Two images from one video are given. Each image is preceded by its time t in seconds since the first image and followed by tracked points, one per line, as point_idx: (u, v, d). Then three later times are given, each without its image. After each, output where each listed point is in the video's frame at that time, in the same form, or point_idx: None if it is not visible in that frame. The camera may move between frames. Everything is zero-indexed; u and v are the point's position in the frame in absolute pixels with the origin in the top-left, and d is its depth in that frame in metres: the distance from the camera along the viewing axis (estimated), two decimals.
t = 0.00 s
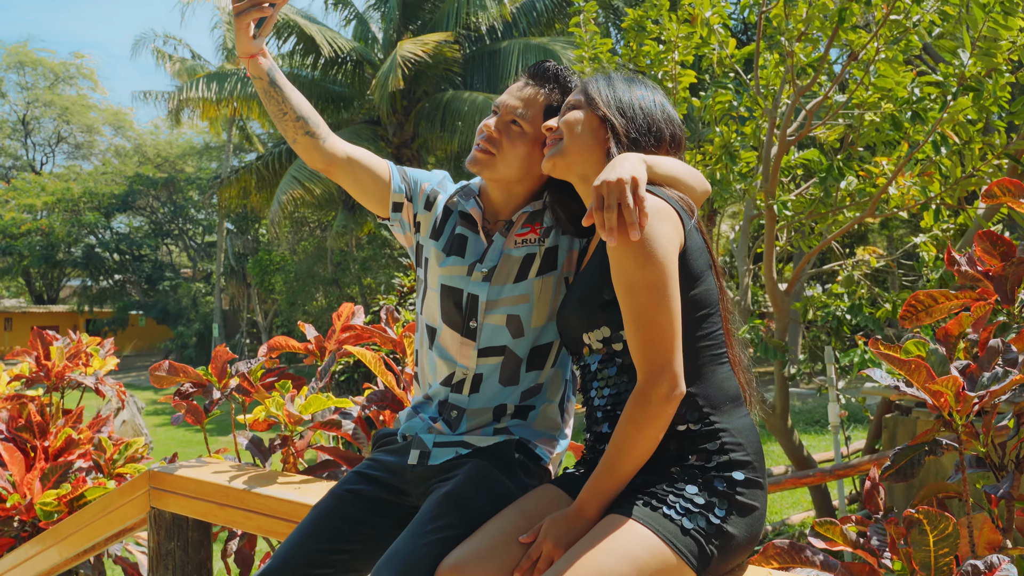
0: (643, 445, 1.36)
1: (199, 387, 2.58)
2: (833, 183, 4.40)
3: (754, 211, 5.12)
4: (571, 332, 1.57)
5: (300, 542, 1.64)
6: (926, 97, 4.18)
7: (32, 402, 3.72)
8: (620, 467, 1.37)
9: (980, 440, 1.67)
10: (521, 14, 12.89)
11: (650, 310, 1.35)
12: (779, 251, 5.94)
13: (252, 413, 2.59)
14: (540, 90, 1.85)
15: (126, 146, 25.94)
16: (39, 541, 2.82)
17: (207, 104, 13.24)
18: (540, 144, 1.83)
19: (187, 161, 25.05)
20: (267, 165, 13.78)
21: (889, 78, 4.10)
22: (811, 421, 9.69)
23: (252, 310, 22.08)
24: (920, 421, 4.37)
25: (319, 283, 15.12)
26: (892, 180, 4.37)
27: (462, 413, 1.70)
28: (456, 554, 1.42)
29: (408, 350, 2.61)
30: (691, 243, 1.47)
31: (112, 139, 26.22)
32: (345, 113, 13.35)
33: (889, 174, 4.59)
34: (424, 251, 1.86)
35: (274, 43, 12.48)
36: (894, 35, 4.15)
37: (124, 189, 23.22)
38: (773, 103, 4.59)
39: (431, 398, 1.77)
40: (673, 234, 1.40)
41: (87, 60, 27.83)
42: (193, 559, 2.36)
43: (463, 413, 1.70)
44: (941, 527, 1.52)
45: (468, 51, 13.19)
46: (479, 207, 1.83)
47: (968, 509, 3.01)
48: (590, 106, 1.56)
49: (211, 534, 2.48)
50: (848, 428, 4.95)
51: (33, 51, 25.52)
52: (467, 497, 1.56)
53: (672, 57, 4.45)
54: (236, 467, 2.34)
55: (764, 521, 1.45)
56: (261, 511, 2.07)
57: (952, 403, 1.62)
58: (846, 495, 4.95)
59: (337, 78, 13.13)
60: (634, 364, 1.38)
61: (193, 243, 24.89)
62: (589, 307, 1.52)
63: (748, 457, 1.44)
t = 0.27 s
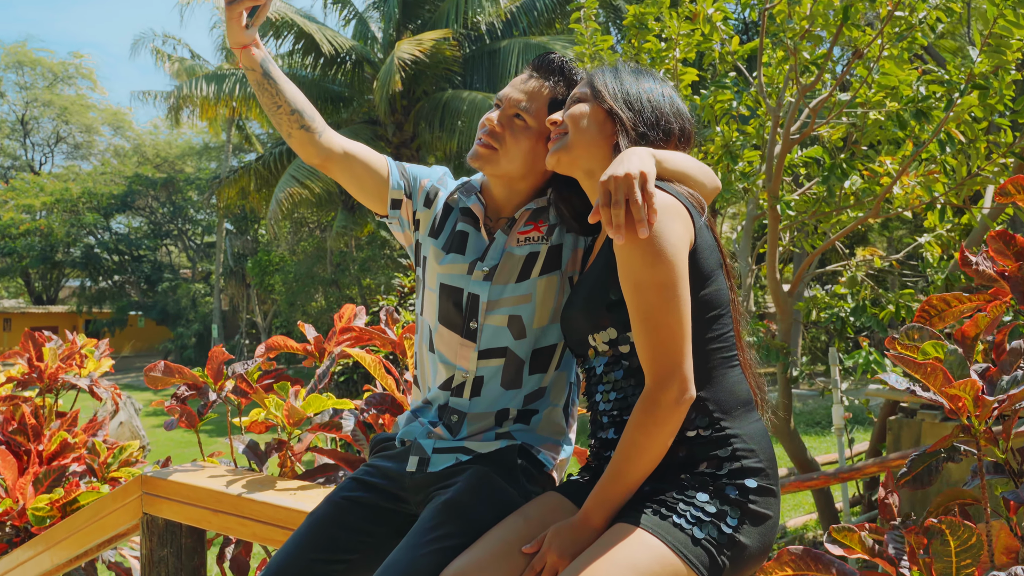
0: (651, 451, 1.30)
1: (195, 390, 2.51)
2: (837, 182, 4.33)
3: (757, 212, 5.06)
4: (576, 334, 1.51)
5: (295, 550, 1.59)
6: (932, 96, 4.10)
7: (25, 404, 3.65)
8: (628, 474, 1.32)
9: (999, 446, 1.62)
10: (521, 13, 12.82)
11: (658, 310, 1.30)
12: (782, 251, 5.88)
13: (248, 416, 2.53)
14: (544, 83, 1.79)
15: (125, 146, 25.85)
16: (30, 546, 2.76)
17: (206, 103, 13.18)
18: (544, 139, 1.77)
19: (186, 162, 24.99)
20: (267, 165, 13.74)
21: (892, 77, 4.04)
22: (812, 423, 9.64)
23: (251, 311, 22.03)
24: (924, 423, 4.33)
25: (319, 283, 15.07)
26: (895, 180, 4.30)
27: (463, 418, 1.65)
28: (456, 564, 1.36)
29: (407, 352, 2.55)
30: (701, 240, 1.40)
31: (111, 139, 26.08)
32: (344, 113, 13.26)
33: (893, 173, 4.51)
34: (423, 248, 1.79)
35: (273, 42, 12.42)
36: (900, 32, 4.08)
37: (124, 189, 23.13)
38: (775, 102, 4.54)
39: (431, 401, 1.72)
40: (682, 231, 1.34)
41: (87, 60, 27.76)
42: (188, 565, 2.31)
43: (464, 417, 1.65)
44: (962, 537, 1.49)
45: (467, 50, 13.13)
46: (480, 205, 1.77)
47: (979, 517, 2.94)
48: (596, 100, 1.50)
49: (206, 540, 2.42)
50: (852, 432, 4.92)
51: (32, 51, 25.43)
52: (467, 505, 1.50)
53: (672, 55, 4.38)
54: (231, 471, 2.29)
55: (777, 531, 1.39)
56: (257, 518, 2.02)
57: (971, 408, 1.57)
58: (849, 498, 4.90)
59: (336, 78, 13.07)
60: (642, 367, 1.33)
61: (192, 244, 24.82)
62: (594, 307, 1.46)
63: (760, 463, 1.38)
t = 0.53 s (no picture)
0: (661, 459, 1.23)
1: (186, 391, 2.44)
2: (841, 181, 4.25)
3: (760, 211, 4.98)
4: (581, 334, 1.44)
5: (287, 561, 1.52)
6: (936, 94, 4.04)
7: (16, 405, 3.59)
8: (636, 482, 1.25)
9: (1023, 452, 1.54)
10: (519, 13, 12.77)
11: (668, 311, 1.22)
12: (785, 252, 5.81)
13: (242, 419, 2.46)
14: (545, 73, 1.72)
15: (124, 146, 25.78)
16: (19, 553, 2.69)
17: (204, 103, 13.12)
18: (546, 131, 1.70)
19: (185, 162, 24.95)
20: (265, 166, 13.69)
21: (897, 75, 3.99)
22: (815, 424, 9.57)
23: (250, 311, 21.94)
24: (931, 426, 4.23)
25: (318, 284, 15.00)
26: (899, 180, 4.21)
27: (462, 422, 1.58)
28: None
29: (406, 353, 2.49)
30: (712, 236, 1.33)
31: (110, 139, 25.99)
32: (343, 113, 13.19)
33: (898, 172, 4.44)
34: (421, 243, 1.72)
35: (271, 41, 12.36)
36: (904, 30, 4.00)
37: (122, 189, 23.06)
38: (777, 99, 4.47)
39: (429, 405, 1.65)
40: (692, 226, 1.26)
41: (84, 60, 27.67)
42: (180, 573, 2.23)
43: (464, 421, 1.57)
44: (992, 546, 1.43)
45: (466, 50, 13.07)
46: (480, 200, 1.70)
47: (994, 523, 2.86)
48: (600, 89, 1.43)
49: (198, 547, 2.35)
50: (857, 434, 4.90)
51: (30, 50, 25.37)
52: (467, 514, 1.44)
53: (674, 52, 4.32)
54: (224, 477, 2.22)
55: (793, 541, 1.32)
56: (250, 525, 1.95)
57: (991, 412, 1.50)
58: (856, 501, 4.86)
59: (334, 77, 13.00)
60: (651, 370, 1.25)
61: (191, 244, 24.72)
62: (600, 307, 1.39)
63: (775, 471, 1.31)
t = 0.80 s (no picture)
0: (675, 479, 1.16)
1: (173, 402, 2.36)
2: (843, 181, 4.12)
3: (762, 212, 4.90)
4: (588, 346, 1.36)
5: None
6: (936, 94, 3.92)
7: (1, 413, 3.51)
8: (646, 505, 1.18)
9: None
10: (516, 13, 12.70)
11: (682, 323, 1.15)
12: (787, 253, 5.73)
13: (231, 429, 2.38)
14: (549, 72, 1.65)
15: (119, 146, 25.61)
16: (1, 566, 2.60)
17: (199, 103, 13.01)
18: (549, 132, 1.63)
19: (181, 162, 24.84)
20: (260, 166, 13.59)
21: (899, 75, 3.88)
22: (813, 425, 9.52)
23: (245, 312, 21.85)
24: (935, 431, 4.16)
25: (314, 284, 14.91)
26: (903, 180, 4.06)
27: (462, 438, 1.50)
28: None
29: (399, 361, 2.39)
30: (729, 242, 1.25)
31: (105, 139, 25.82)
32: (340, 113, 13.10)
33: (900, 173, 4.36)
34: (419, 248, 1.65)
35: (266, 41, 12.26)
36: (905, 29, 3.90)
37: (117, 189, 22.93)
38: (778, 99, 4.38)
39: (427, 419, 1.57)
40: (708, 233, 1.19)
41: (79, 60, 27.51)
42: None
43: (463, 437, 1.50)
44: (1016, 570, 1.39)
45: (463, 50, 12.99)
46: (479, 204, 1.63)
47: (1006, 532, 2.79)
48: (608, 87, 1.36)
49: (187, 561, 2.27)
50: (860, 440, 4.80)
51: (25, 50, 25.19)
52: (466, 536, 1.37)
53: (675, 51, 4.24)
54: (213, 491, 2.14)
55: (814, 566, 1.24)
56: (238, 543, 1.87)
57: (1019, 428, 1.45)
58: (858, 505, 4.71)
59: (330, 77, 12.90)
60: (664, 385, 1.18)
61: (187, 244, 24.58)
62: (608, 318, 1.31)
63: (795, 492, 1.23)
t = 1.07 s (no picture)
0: (690, 499, 1.12)
1: (163, 412, 2.29)
2: (840, 186, 4.04)
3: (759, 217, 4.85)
4: (597, 360, 1.32)
5: None
6: (933, 97, 3.85)
7: None
8: (658, 527, 1.13)
9: None
10: (509, 14, 12.66)
11: (696, 337, 1.11)
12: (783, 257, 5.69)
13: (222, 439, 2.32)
14: (555, 75, 1.60)
15: (109, 147, 25.42)
16: None
17: (190, 105, 12.91)
18: (555, 138, 1.58)
19: (171, 163, 24.69)
20: (252, 168, 13.49)
21: (895, 79, 3.83)
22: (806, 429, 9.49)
23: (235, 313, 21.74)
24: (932, 437, 4.12)
25: (305, 287, 14.80)
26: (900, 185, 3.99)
27: (464, 453, 1.45)
28: None
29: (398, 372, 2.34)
30: (744, 253, 1.21)
31: (95, 140, 25.62)
32: (331, 115, 13.02)
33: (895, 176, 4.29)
34: (420, 258, 1.60)
35: (257, 42, 12.17)
36: (901, 32, 3.85)
37: (107, 191, 22.76)
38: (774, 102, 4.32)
39: (426, 433, 1.52)
40: (723, 243, 1.14)
41: (69, 60, 27.31)
42: None
43: (464, 452, 1.45)
44: None
45: (455, 52, 12.93)
46: (483, 211, 1.58)
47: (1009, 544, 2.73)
48: (617, 93, 1.31)
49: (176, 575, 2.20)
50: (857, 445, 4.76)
51: (14, 51, 25.01)
52: (468, 555, 1.32)
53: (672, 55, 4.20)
54: (204, 504, 2.08)
55: None
56: (231, 559, 1.81)
57: None
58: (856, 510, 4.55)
59: (322, 79, 12.82)
60: (677, 401, 1.14)
61: (177, 246, 24.40)
62: (619, 332, 1.26)
63: (812, 512, 1.19)
